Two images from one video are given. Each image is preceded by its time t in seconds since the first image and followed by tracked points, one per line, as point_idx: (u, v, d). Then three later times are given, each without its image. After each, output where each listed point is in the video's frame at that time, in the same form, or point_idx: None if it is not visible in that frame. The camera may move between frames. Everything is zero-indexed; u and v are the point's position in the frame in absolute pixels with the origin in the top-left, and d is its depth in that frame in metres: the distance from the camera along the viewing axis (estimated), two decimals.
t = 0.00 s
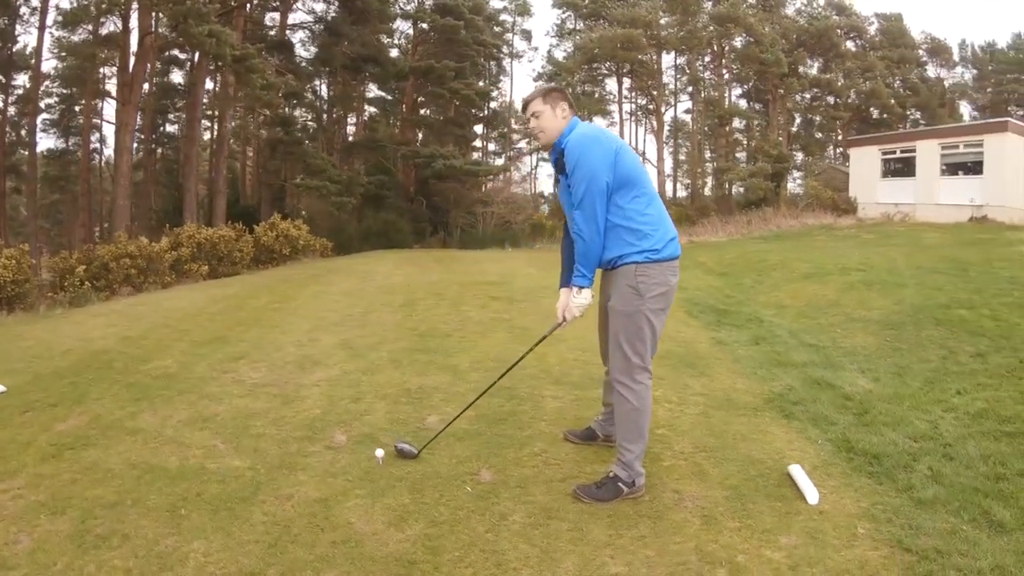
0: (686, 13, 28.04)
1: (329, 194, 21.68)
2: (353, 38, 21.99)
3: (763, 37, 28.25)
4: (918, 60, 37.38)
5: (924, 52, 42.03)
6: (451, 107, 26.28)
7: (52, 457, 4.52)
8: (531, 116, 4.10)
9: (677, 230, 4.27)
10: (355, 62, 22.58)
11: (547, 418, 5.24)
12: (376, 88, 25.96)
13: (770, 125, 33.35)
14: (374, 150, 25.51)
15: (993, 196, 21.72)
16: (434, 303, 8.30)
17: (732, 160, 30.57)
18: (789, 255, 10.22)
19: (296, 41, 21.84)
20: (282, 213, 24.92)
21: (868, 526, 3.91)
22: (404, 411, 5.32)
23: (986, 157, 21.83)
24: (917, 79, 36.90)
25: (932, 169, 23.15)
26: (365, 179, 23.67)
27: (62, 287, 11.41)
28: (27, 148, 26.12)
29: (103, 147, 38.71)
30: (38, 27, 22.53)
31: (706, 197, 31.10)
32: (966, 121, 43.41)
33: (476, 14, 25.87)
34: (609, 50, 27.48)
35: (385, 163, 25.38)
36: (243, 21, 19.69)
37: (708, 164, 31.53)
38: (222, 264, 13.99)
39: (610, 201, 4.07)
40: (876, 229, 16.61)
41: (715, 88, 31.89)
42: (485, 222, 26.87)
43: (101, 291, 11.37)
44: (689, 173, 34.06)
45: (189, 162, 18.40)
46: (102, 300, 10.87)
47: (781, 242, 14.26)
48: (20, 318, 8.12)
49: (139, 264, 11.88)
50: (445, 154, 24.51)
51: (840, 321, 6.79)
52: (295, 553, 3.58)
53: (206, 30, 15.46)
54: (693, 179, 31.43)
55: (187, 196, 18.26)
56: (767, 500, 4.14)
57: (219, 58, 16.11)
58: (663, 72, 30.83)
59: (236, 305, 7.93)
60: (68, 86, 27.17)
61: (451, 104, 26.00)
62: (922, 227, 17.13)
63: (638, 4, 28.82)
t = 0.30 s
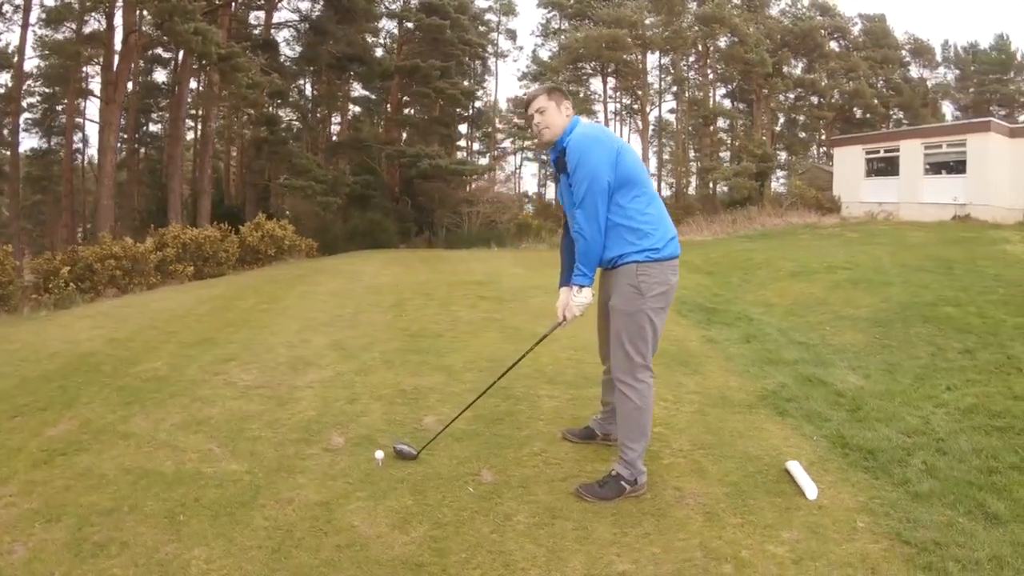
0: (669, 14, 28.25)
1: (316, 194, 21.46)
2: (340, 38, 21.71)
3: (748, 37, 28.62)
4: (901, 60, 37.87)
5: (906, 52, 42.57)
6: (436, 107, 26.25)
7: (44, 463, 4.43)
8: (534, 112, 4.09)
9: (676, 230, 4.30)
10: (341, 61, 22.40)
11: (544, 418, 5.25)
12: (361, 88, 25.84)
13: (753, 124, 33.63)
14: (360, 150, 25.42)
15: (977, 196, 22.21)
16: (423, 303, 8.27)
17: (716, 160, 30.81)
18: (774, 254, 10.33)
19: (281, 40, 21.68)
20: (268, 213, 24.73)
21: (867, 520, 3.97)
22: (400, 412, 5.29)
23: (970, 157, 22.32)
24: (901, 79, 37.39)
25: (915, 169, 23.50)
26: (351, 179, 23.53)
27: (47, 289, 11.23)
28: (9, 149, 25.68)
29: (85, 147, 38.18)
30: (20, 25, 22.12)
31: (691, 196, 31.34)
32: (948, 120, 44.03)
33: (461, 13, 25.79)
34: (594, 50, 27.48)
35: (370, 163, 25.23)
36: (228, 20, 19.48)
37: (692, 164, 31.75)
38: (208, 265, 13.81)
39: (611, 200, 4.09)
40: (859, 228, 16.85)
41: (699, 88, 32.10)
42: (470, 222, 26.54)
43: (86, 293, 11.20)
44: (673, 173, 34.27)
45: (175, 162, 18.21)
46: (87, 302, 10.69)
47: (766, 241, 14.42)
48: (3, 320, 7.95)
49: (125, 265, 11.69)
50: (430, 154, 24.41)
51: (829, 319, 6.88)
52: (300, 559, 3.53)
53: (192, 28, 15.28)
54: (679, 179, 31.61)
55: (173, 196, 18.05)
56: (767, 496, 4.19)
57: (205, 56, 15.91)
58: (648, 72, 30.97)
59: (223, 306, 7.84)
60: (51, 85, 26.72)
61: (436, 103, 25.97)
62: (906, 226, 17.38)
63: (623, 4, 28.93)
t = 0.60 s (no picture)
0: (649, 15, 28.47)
1: (296, 195, 21.21)
2: (321, 37, 21.50)
3: (728, 38, 28.77)
4: (878, 62, 38.52)
5: (883, 53, 43.41)
6: (416, 106, 26.15)
7: (34, 471, 4.31)
8: (538, 111, 4.09)
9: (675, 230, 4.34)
10: (321, 60, 22.17)
11: (541, 418, 5.27)
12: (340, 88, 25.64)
13: (733, 124, 34.05)
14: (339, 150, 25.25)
15: (954, 196, 22.53)
16: (409, 303, 8.23)
17: (696, 161, 31.21)
18: (756, 253, 10.47)
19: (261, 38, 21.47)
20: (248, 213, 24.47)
21: (865, 513, 4.04)
22: (396, 414, 5.27)
23: (947, 157, 22.71)
24: (878, 81, 38.02)
25: (894, 168, 23.94)
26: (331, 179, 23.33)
27: (25, 292, 11.02)
28: None
29: (62, 146, 37.49)
30: None
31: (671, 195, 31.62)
32: (925, 121, 44.84)
33: (442, 12, 25.65)
34: (576, 50, 27.65)
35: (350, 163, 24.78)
36: (208, 17, 19.21)
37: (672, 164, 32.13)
38: (188, 266, 13.58)
39: (613, 200, 4.11)
40: (838, 227, 17.15)
41: (679, 88, 32.46)
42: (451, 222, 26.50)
43: (65, 295, 10.99)
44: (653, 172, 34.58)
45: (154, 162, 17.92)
46: (67, 304, 10.48)
47: (747, 240, 14.61)
48: None
49: (104, 266, 11.48)
50: (411, 154, 24.26)
51: (813, 317, 7.00)
52: (306, 565, 3.47)
53: (172, 25, 15.04)
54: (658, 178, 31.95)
55: (151, 197, 17.73)
56: (767, 491, 4.26)
57: (185, 54, 15.65)
58: (629, 73, 31.18)
59: (207, 308, 7.72)
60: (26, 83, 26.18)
61: (415, 103, 25.88)
62: (883, 225, 17.76)
63: (603, 4, 29.14)
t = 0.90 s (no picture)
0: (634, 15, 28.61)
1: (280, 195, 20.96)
2: (305, 36, 21.28)
3: (712, 39, 28.69)
4: (860, 62, 39.02)
5: (866, 54, 44.02)
6: (399, 107, 26.16)
7: (27, 479, 4.20)
8: (540, 112, 4.10)
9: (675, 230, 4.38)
10: (306, 60, 21.92)
11: (538, 419, 5.30)
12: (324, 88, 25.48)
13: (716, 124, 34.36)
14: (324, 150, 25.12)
15: (936, 195, 22.73)
16: (398, 304, 8.22)
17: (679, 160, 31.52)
18: (741, 252, 10.60)
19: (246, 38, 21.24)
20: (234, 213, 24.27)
21: (863, 507, 4.11)
22: (392, 416, 5.26)
23: (928, 157, 22.90)
24: (860, 81, 38.48)
25: (877, 168, 24.21)
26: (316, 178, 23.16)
27: (9, 294, 10.81)
28: None
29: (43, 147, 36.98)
30: None
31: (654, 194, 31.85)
32: (906, 121, 45.47)
33: (426, 12, 25.53)
34: (560, 50, 27.81)
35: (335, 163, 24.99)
36: (193, 16, 18.98)
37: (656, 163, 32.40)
38: (173, 267, 13.38)
39: (615, 201, 4.14)
40: (821, 227, 17.41)
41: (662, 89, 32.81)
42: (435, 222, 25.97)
43: (49, 297, 10.79)
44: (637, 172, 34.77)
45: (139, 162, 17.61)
46: (51, 306, 10.28)
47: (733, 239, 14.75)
48: None
49: (89, 267, 11.28)
50: (396, 154, 24.06)
51: (801, 315, 7.12)
52: (314, 571, 3.42)
53: (158, 23, 14.83)
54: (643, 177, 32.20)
55: (136, 198, 17.43)
56: (766, 487, 4.32)
57: (170, 52, 15.42)
58: (612, 73, 31.32)
59: (194, 309, 7.62)
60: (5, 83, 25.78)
61: (399, 103, 25.86)
62: (866, 225, 18.07)
63: (587, 6, 29.36)
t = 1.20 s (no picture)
0: (614, 15, 28.77)
1: (260, 195, 20.66)
2: (285, 34, 21.00)
3: (691, 39, 29.27)
4: (837, 63, 39.66)
5: (844, 54, 44.82)
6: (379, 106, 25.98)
7: (19, 490, 4.05)
8: (544, 113, 4.12)
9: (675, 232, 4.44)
10: (285, 58, 21.64)
11: (535, 419, 5.34)
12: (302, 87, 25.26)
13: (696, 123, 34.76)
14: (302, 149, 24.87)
15: (912, 194, 22.92)
16: (385, 305, 8.20)
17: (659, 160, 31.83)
18: (724, 251, 10.78)
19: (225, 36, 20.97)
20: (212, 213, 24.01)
21: (859, 500, 4.18)
22: (390, 418, 5.25)
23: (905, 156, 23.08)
24: (838, 81, 39.06)
25: (854, 167, 24.52)
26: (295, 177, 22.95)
27: None
28: None
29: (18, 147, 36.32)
30: None
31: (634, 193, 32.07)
32: (882, 121, 46.27)
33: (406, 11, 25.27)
34: (541, 49, 27.97)
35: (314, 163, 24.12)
36: (172, 14, 18.83)
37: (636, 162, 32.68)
38: (153, 269, 13.15)
39: (617, 202, 4.18)
40: (801, 225, 17.73)
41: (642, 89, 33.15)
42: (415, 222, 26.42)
43: (28, 300, 10.53)
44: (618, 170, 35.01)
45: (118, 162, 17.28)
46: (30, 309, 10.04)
47: (715, 237, 14.95)
48: None
49: (69, 269, 11.03)
50: (376, 153, 23.82)
51: (787, 314, 7.29)
52: None
53: (139, 21, 14.76)
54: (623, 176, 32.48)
55: (114, 199, 17.10)
56: (765, 483, 4.39)
57: (150, 50, 15.28)
58: (592, 72, 31.53)
59: (178, 312, 7.51)
60: None
61: (378, 103, 25.68)
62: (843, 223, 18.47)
63: (568, 5, 29.68)
